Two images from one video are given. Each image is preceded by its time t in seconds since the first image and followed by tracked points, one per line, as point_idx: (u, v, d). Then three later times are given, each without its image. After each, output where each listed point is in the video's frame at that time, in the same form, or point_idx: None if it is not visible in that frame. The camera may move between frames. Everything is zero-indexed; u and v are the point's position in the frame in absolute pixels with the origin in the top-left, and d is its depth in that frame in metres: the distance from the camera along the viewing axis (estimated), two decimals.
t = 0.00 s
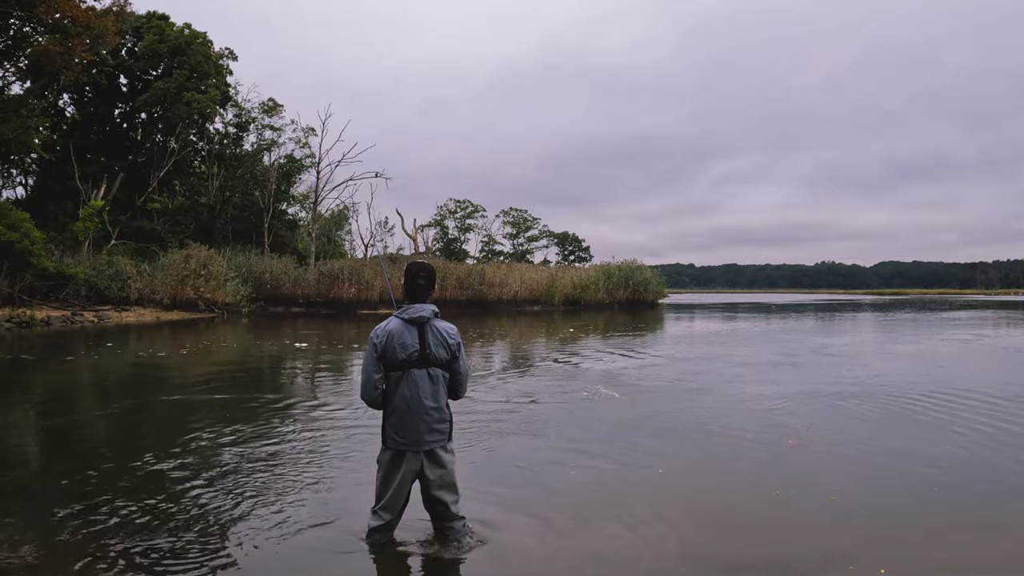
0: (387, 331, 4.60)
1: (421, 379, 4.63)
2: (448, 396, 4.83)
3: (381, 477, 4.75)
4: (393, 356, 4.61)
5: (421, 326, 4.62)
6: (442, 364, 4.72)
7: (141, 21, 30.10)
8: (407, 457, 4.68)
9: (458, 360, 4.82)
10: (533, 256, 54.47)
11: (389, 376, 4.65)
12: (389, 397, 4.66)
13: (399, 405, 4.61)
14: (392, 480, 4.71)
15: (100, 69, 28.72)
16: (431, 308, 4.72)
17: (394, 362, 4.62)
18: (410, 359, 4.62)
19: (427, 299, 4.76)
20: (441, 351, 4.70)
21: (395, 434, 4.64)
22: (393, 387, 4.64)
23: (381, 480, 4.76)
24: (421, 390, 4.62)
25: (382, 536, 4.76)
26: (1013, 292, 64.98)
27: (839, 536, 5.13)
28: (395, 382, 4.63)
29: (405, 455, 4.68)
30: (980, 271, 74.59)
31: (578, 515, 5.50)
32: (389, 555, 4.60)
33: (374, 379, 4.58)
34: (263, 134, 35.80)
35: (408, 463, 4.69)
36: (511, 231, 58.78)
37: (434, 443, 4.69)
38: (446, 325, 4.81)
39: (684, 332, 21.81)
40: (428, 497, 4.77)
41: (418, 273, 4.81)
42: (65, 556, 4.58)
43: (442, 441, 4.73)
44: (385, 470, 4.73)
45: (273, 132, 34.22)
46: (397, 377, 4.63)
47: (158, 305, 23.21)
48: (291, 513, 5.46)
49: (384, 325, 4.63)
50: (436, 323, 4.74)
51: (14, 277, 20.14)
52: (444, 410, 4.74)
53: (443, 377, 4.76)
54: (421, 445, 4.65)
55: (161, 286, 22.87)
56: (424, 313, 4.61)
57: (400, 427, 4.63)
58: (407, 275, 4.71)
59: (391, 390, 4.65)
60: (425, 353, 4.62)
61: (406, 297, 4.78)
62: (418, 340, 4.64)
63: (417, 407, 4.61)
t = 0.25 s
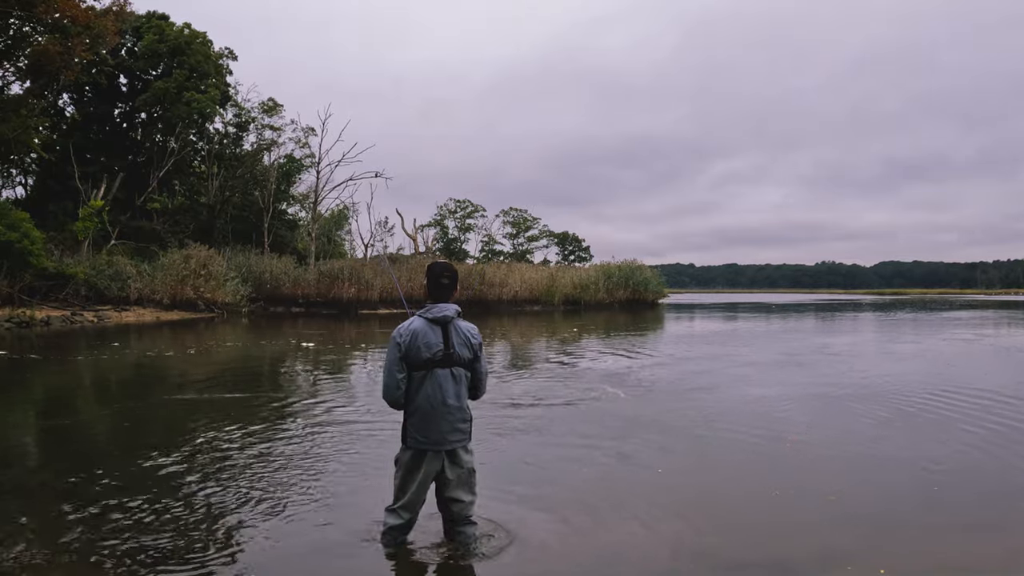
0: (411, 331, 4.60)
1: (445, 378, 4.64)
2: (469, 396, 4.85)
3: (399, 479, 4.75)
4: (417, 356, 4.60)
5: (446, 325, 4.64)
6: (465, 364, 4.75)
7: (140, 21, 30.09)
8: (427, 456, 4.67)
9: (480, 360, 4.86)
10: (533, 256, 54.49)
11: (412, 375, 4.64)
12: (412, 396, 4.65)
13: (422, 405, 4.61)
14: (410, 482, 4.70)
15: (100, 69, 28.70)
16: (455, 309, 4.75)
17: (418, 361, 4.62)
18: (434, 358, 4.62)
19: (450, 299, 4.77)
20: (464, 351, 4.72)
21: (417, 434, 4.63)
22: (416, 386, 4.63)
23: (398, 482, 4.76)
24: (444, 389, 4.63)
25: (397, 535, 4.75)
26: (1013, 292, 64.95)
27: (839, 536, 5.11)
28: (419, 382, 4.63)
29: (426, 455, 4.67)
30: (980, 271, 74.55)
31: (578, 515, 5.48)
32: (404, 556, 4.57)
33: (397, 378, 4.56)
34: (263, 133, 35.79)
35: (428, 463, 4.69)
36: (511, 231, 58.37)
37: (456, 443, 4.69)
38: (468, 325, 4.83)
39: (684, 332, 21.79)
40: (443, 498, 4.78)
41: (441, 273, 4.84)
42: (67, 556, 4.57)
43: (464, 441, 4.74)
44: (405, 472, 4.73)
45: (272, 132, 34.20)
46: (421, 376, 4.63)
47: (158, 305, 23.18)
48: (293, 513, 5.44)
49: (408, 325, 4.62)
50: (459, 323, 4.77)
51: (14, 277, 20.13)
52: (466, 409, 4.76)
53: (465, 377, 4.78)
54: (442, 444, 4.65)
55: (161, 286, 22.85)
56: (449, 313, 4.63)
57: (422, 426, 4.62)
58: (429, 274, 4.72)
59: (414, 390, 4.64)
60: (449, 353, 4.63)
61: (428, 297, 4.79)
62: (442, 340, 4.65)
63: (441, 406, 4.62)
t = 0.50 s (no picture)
0: (429, 329, 4.60)
1: (462, 377, 4.65)
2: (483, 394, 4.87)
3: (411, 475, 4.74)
4: (434, 354, 4.61)
5: (462, 324, 4.66)
6: (481, 362, 4.77)
7: (140, 21, 30.07)
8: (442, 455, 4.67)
9: (494, 358, 4.89)
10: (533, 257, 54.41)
11: (428, 373, 4.64)
12: (428, 395, 4.65)
13: (439, 404, 4.61)
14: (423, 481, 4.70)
15: (99, 69, 28.68)
16: (471, 307, 4.77)
17: (435, 359, 4.61)
18: (451, 357, 4.63)
19: (465, 297, 4.79)
20: (480, 349, 4.75)
21: (434, 432, 4.63)
22: (433, 385, 4.63)
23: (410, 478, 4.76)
24: (462, 388, 4.64)
25: (409, 532, 4.74)
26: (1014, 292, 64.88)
27: (839, 536, 5.09)
28: (435, 381, 4.63)
29: (441, 454, 4.67)
30: (980, 271, 74.48)
31: (578, 515, 5.47)
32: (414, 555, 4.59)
33: (414, 377, 4.55)
34: (263, 133, 35.76)
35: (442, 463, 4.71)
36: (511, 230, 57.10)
37: (472, 441, 4.70)
38: (483, 324, 4.86)
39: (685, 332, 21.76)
40: (453, 498, 4.77)
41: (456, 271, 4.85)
42: (68, 554, 4.57)
43: (480, 439, 4.75)
44: (417, 470, 4.73)
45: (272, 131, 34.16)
46: (438, 374, 4.63)
47: (158, 305, 23.16)
48: (293, 513, 5.44)
49: (425, 323, 4.62)
50: (475, 322, 4.78)
51: (14, 276, 20.12)
52: (481, 408, 4.77)
53: (480, 375, 4.81)
54: (459, 443, 4.65)
55: (160, 286, 22.83)
56: (466, 311, 4.65)
57: (439, 424, 4.62)
58: (445, 272, 4.73)
59: (431, 389, 4.64)
60: (466, 351, 4.65)
61: (443, 296, 4.79)
62: (459, 338, 4.67)
63: (458, 405, 4.62)
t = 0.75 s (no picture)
0: (437, 331, 4.57)
1: (469, 380, 4.65)
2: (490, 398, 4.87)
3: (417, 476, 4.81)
4: (442, 356, 4.59)
5: (471, 326, 4.65)
6: (489, 365, 4.77)
7: (140, 21, 30.05)
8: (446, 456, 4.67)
9: (502, 361, 4.89)
10: (534, 257, 54.39)
11: (435, 375, 4.62)
12: (434, 396, 4.64)
13: (446, 407, 4.60)
14: (427, 479, 4.74)
15: (99, 69, 28.70)
16: (480, 310, 4.75)
17: (442, 362, 4.60)
18: (459, 360, 4.62)
19: (474, 299, 4.77)
20: (488, 352, 4.74)
21: (439, 434, 4.63)
22: (440, 387, 4.62)
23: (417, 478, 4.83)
24: (469, 392, 4.64)
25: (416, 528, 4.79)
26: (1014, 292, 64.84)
27: (839, 536, 5.08)
28: (443, 383, 4.61)
29: (446, 456, 4.68)
30: (980, 271, 74.46)
31: (577, 515, 5.46)
32: (420, 553, 4.58)
33: (422, 380, 4.52)
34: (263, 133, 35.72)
35: (446, 464, 4.71)
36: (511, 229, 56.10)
37: (477, 443, 4.70)
38: (491, 326, 4.84)
39: (685, 332, 21.73)
40: (454, 498, 4.76)
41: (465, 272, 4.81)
42: (68, 554, 4.57)
43: (485, 441, 4.76)
44: (422, 472, 4.75)
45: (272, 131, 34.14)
46: (445, 377, 4.62)
47: (158, 305, 23.15)
48: (293, 512, 5.43)
49: (433, 325, 4.59)
50: (483, 324, 4.77)
51: (14, 276, 20.11)
52: (488, 412, 4.77)
53: (488, 379, 4.80)
54: (465, 446, 4.65)
55: (160, 286, 22.81)
56: (474, 314, 4.63)
57: (445, 428, 4.62)
58: (454, 274, 4.69)
59: (437, 391, 4.63)
60: (474, 354, 4.64)
61: (452, 297, 4.76)
62: (467, 342, 4.66)
63: (465, 407, 4.62)
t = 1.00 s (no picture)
0: (436, 334, 4.56)
1: (468, 383, 4.64)
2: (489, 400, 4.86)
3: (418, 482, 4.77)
4: (441, 359, 4.57)
5: (470, 330, 4.63)
6: (487, 368, 4.75)
7: (140, 20, 30.05)
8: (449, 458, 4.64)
9: (502, 364, 4.87)
10: (534, 257, 54.41)
11: (434, 378, 4.60)
12: (433, 399, 4.62)
13: (444, 410, 4.58)
14: (432, 484, 4.66)
15: (99, 68, 28.70)
16: (479, 312, 4.73)
17: (441, 365, 4.58)
18: (458, 363, 4.60)
19: (472, 301, 4.75)
20: (487, 355, 4.73)
21: (439, 438, 4.60)
22: (438, 391, 4.60)
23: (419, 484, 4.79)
24: (467, 395, 4.63)
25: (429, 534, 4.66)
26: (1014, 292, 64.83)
27: (838, 537, 5.06)
28: (441, 386, 4.59)
29: (446, 459, 4.65)
30: (980, 271, 74.46)
31: (575, 515, 5.44)
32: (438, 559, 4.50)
33: (420, 383, 4.50)
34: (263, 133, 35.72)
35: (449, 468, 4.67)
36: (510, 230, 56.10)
37: (478, 447, 4.68)
38: (490, 328, 4.83)
39: (685, 332, 21.70)
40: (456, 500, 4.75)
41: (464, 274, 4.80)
42: (68, 554, 4.56)
43: (485, 444, 4.73)
44: (425, 475, 4.69)
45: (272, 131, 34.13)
46: (443, 380, 4.60)
47: (158, 305, 23.13)
48: (292, 513, 5.40)
49: (432, 327, 4.58)
50: (481, 326, 4.75)
51: (14, 276, 20.11)
52: (487, 414, 4.76)
53: (487, 381, 4.79)
54: (465, 450, 4.63)
55: (161, 286, 22.81)
56: (473, 316, 4.62)
57: (444, 431, 4.60)
58: (453, 276, 4.68)
59: (436, 394, 4.61)
60: (473, 357, 4.62)
61: (451, 298, 4.74)
62: (466, 344, 4.64)
63: (464, 410, 4.60)
